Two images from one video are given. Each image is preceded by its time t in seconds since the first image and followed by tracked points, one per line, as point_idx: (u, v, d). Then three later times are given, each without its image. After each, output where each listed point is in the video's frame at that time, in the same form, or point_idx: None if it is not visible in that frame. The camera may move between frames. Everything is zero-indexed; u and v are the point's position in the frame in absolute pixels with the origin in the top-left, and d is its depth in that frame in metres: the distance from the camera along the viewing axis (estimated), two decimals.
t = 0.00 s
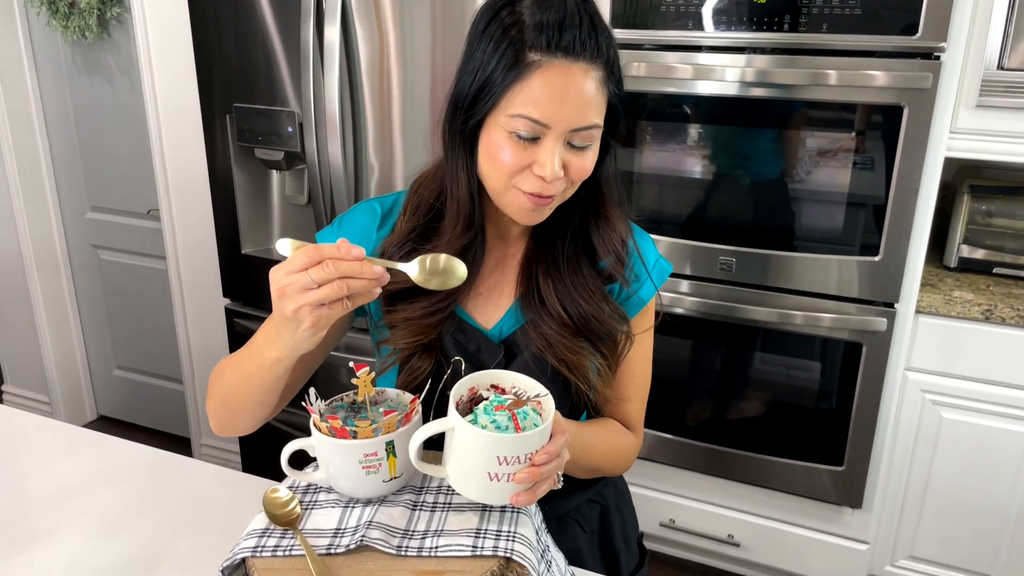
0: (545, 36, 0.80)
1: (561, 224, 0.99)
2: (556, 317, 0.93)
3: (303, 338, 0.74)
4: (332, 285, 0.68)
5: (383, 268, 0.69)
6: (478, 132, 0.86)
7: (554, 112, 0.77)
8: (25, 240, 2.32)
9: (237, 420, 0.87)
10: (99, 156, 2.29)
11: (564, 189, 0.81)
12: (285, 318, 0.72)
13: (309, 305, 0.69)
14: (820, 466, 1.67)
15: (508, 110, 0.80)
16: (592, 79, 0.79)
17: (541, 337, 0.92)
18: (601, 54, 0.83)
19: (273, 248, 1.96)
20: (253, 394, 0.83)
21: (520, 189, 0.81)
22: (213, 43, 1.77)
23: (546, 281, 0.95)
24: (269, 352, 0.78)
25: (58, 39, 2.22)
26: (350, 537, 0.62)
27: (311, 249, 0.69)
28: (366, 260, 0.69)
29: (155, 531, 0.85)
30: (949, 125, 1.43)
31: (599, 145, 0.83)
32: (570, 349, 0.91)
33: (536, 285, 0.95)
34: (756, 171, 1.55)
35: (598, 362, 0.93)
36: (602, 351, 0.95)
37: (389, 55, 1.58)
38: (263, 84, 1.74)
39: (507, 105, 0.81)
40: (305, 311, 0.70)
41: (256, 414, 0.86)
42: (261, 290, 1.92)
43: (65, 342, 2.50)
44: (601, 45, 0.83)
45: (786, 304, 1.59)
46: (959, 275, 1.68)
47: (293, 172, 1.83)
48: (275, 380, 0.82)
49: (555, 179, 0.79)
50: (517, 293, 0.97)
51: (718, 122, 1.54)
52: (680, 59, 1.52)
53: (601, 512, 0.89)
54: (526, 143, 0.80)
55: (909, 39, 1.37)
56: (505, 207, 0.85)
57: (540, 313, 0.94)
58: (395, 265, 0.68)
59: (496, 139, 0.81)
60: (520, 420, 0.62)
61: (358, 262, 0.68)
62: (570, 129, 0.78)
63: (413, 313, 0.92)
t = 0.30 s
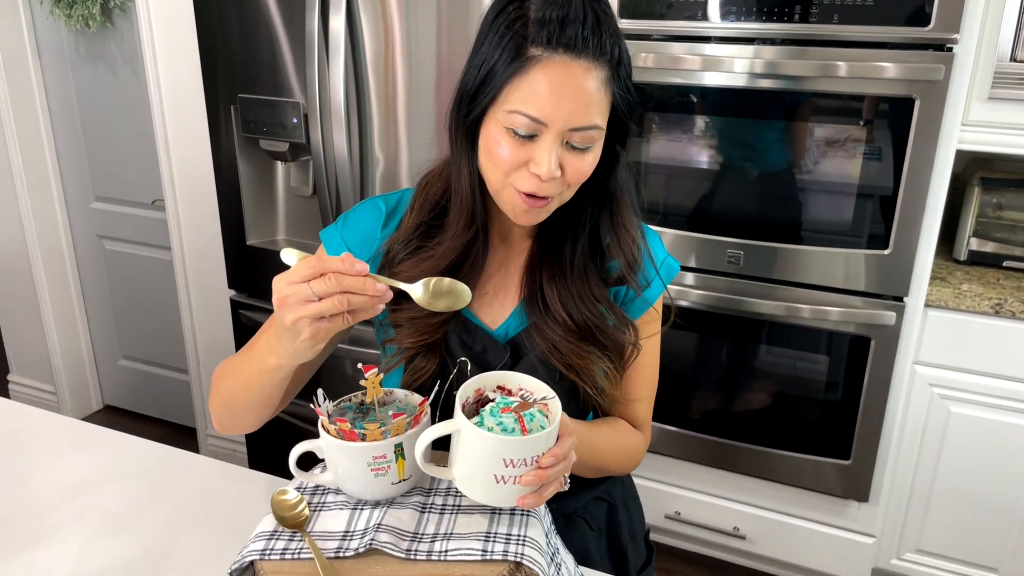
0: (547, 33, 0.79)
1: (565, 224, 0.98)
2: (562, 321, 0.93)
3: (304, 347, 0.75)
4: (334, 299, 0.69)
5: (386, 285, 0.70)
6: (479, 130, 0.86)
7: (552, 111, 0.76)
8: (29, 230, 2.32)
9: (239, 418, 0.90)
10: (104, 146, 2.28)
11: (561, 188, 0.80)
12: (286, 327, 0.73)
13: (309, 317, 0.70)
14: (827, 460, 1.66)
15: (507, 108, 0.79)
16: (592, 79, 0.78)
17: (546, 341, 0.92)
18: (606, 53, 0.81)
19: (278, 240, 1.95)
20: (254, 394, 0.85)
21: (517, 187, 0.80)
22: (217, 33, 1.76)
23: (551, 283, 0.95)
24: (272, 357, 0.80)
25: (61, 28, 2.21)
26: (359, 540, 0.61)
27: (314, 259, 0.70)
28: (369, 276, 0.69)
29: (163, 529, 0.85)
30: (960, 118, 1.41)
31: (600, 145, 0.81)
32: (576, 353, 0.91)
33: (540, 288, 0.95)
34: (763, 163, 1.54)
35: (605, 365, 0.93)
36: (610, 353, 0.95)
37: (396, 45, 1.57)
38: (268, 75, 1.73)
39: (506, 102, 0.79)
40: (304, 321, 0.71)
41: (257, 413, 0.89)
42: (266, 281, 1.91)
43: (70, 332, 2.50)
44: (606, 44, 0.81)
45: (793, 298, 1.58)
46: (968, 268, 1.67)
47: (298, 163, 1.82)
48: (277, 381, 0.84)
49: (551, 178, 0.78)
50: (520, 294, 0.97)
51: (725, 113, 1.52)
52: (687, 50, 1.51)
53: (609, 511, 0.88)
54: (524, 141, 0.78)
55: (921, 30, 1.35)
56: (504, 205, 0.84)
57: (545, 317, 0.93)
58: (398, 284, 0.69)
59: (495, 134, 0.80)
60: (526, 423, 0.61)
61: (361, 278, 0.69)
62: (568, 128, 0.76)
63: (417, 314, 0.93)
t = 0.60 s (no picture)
0: None
1: (588, 217, 0.98)
2: (582, 319, 0.93)
3: (315, 332, 0.75)
4: (352, 285, 0.69)
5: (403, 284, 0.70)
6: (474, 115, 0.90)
7: (522, 71, 0.80)
8: (34, 219, 2.31)
9: (249, 404, 0.89)
10: (108, 135, 2.27)
11: (552, 153, 0.81)
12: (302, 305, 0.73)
13: (326, 299, 0.71)
14: (836, 453, 1.65)
15: (486, 81, 0.83)
16: (558, 32, 0.81)
17: (566, 338, 0.92)
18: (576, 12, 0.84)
19: (283, 230, 1.94)
20: (262, 379, 0.85)
21: (513, 161, 0.82)
22: (221, 21, 1.74)
23: (572, 280, 0.95)
24: (281, 340, 0.80)
25: (65, 16, 2.20)
26: (366, 540, 0.60)
27: (342, 238, 0.70)
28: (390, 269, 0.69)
29: (168, 526, 0.84)
30: (975, 108, 1.39)
31: (589, 106, 0.83)
32: (595, 353, 0.92)
33: (561, 284, 0.95)
34: (774, 153, 1.52)
35: (624, 364, 0.93)
36: (630, 353, 0.95)
37: (401, 34, 1.55)
38: (272, 63, 1.71)
39: (485, 76, 0.83)
40: (323, 302, 0.71)
41: (266, 399, 0.88)
42: (272, 272, 1.90)
43: (76, 322, 2.50)
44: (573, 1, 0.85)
45: (801, 290, 1.58)
46: (981, 260, 1.65)
47: (303, 153, 1.81)
48: (286, 367, 0.83)
49: (537, 141, 0.80)
50: (542, 289, 0.98)
51: (736, 103, 1.50)
52: (696, 38, 1.48)
53: (620, 510, 0.88)
54: (507, 110, 0.82)
55: (935, 19, 1.33)
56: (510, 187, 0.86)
57: (565, 314, 0.94)
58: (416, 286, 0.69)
59: (481, 115, 0.84)
60: (539, 424, 0.60)
61: (381, 270, 0.69)
62: (542, 84, 0.80)
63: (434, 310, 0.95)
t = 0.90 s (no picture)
0: None
1: (608, 202, 0.97)
2: (603, 308, 0.93)
3: (332, 324, 0.76)
4: (381, 284, 0.68)
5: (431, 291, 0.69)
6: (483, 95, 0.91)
7: (530, 46, 0.80)
8: (37, 208, 2.30)
9: (254, 393, 0.90)
10: (112, 124, 2.25)
11: (568, 128, 0.82)
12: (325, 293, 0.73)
13: (351, 290, 0.70)
14: (847, 447, 1.63)
15: (495, 58, 0.84)
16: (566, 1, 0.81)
17: (584, 329, 0.92)
18: None
19: (287, 220, 1.93)
20: (266, 368, 0.85)
21: (528, 140, 0.83)
22: (223, 8, 1.72)
23: (592, 269, 0.95)
24: (291, 329, 0.80)
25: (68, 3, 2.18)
26: (371, 538, 0.59)
27: (378, 234, 0.68)
28: (419, 276, 0.68)
29: (170, 520, 0.82)
30: (992, 96, 1.36)
31: (602, 76, 0.83)
32: (613, 345, 0.92)
33: (580, 273, 0.95)
34: (786, 143, 1.49)
35: (643, 358, 0.93)
36: (650, 345, 0.95)
37: (407, 21, 1.52)
38: (276, 51, 1.69)
39: (493, 53, 0.84)
40: (345, 290, 0.71)
41: (270, 389, 0.89)
42: (276, 262, 1.89)
43: (80, 312, 2.49)
44: None
45: (812, 281, 1.55)
46: (996, 252, 1.63)
47: (308, 142, 1.79)
48: (292, 358, 0.84)
49: (550, 117, 0.81)
50: (560, 279, 0.97)
51: (747, 91, 1.48)
52: (706, 25, 1.46)
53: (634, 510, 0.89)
54: (518, 87, 0.83)
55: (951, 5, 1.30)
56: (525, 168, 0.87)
57: (584, 304, 0.94)
58: (444, 294, 0.68)
59: (493, 95, 0.85)
60: (561, 427, 0.58)
61: (411, 276, 0.67)
62: (552, 56, 0.80)
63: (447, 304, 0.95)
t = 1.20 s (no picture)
0: None
1: (618, 201, 0.97)
2: (607, 314, 0.91)
3: (325, 317, 0.74)
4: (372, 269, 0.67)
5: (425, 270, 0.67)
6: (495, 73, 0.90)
7: (553, 12, 0.81)
8: (41, 198, 2.29)
9: (257, 399, 0.89)
10: (116, 113, 2.24)
11: (583, 104, 0.81)
12: (315, 286, 0.72)
13: (342, 278, 0.69)
14: (856, 441, 1.62)
15: (514, 27, 0.84)
16: None
17: (590, 336, 0.90)
18: None
19: (292, 210, 1.91)
20: (268, 370, 0.84)
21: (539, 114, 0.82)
22: None
23: (596, 273, 0.93)
24: (286, 325, 0.79)
25: None
26: (375, 535, 0.57)
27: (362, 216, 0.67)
28: (409, 256, 0.67)
29: (172, 514, 0.81)
30: (1008, 84, 1.33)
31: (623, 57, 0.84)
32: (620, 351, 0.90)
33: (584, 276, 0.94)
34: (797, 131, 1.46)
35: (651, 362, 0.92)
36: (658, 349, 0.94)
37: (412, 7, 1.50)
38: (280, 38, 1.67)
39: (513, 21, 0.85)
40: (336, 279, 0.70)
41: (273, 392, 0.88)
42: (280, 252, 1.87)
43: (84, 301, 2.48)
44: None
45: (821, 272, 1.53)
46: (1009, 243, 1.60)
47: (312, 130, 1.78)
48: (292, 357, 0.83)
49: (567, 88, 0.80)
50: (564, 280, 0.96)
51: (758, 79, 1.45)
52: (715, 11, 1.43)
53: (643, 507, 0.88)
54: (534, 55, 0.83)
55: None
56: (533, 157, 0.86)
57: (589, 309, 0.92)
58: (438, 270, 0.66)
59: (505, 64, 0.84)
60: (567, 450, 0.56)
61: (402, 257, 0.66)
62: (574, 27, 0.81)
63: (447, 306, 0.94)
